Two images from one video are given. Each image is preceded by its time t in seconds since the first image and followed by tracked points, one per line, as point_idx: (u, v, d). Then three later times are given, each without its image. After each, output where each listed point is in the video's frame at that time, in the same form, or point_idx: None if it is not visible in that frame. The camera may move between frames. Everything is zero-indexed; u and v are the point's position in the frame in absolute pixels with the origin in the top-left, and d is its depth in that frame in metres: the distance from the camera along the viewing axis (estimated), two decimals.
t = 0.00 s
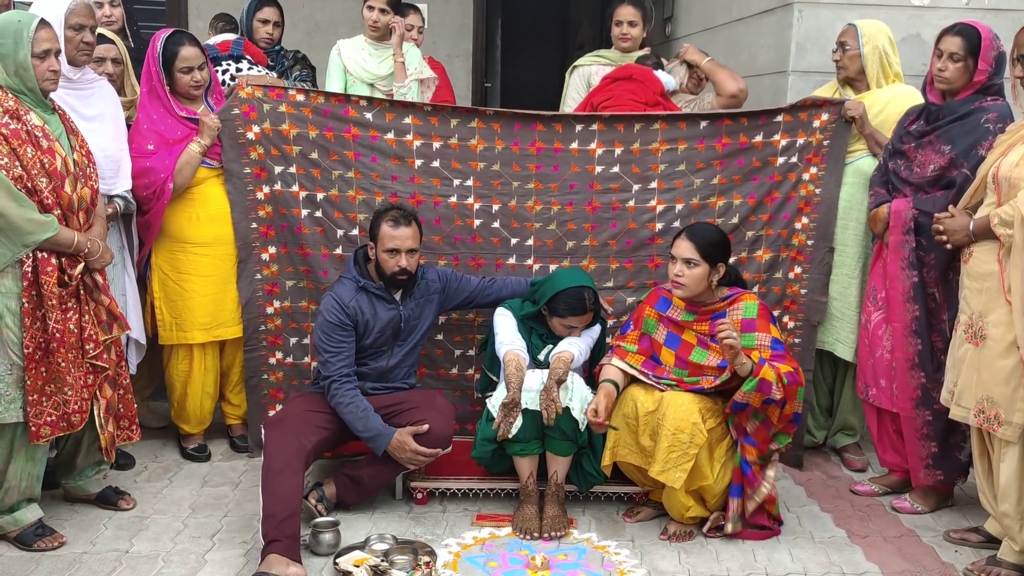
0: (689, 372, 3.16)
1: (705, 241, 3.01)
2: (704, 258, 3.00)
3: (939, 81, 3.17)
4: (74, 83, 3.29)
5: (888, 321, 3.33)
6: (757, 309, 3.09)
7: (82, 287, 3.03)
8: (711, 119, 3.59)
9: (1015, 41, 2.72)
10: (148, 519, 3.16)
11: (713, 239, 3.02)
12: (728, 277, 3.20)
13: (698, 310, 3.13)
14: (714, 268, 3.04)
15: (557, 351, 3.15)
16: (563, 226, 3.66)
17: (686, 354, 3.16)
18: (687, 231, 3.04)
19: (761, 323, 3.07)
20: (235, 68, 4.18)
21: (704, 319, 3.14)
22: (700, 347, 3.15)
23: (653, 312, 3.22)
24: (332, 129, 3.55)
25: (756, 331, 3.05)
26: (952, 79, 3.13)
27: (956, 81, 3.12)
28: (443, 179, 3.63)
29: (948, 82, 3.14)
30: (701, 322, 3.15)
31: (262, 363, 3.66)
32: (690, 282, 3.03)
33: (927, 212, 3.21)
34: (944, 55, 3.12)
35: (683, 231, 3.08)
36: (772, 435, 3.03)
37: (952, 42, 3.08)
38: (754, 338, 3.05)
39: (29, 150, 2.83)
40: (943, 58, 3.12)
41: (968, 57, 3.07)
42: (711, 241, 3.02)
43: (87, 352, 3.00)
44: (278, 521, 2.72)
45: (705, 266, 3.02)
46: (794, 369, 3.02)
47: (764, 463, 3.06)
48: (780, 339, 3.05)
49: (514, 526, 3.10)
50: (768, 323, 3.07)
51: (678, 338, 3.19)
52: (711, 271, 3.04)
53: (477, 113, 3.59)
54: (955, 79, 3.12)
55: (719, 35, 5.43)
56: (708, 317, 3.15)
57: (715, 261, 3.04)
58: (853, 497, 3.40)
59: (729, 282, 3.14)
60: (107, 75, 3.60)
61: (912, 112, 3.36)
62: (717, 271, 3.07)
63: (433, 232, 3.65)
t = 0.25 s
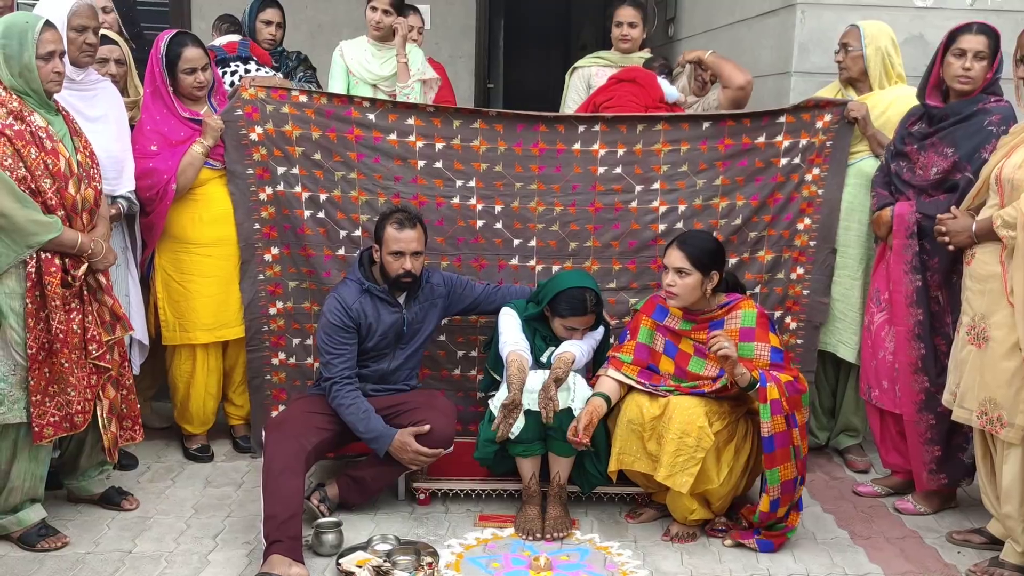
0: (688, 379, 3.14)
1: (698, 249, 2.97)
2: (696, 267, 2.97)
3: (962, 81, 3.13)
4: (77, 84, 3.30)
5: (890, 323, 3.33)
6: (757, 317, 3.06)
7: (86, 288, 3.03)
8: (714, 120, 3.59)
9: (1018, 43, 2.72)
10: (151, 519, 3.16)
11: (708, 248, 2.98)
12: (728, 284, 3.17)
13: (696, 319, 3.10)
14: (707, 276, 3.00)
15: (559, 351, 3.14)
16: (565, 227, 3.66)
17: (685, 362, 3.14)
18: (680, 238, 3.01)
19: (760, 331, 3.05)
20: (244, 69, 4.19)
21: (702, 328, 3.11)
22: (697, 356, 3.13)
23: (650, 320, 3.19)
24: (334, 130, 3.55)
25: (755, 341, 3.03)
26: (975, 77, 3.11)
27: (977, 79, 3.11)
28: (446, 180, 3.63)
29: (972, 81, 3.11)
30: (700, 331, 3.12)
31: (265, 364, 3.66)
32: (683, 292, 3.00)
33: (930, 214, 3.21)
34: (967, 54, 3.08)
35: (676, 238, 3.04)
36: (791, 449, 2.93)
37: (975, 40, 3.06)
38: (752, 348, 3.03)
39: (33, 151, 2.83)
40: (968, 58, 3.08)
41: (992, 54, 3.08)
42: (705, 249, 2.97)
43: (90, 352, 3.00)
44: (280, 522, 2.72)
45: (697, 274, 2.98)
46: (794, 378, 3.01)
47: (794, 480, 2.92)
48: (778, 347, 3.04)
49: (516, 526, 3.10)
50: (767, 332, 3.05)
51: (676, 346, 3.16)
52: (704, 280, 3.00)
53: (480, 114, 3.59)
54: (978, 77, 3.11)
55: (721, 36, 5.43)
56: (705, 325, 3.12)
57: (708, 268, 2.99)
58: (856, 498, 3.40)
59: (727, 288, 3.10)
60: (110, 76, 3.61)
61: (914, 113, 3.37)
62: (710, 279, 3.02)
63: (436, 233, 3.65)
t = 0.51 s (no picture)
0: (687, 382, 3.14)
1: (688, 258, 2.97)
2: (679, 278, 2.97)
3: (972, 88, 3.10)
4: (80, 84, 3.30)
5: (893, 324, 3.33)
6: (757, 323, 3.05)
7: (88, 289, 3.04)
8: (716, 121, 3.59)
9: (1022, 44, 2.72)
10: (154, 520, 3.17)
11: (701, 258, 2.97)
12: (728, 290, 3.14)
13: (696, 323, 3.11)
14: (692, 286, 2.98)
15: (561, 352, 3.14)
16: (568, 228, 3.66)
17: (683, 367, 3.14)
18: (671, 247, 3.01)
19: (759, 341, 3.02)
20: (253, 69, 4.19)
21: (702, 333, 3.13)
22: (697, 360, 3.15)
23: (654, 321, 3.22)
24: (337, 131, 3.56)
25: (752, 349, 3.02)
26: (986, 83, 3.08)
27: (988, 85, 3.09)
28: (449, 181, 3.63)
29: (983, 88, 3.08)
30: (701, 335, 3.13)
31: (267, 364, 3.67)
32: (671, 301, 3.02)
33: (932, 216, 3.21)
34: (981, 61, 3.05)
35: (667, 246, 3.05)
36: (783, 467, 2.94)
37: (988, 47, 3.02)
38: (749, 356, 3.02)
39: (35, 151, 2.84)
40: (981, 65, 3.05)
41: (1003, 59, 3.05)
42: (694, 259, 2.97)
43: (93, 353, 3.01)
44: (282, 522, 2.72)
45: (683, 285, 2.98)
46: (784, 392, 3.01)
47: (788, 499, 2.93)
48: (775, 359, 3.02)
49: (519, 527, 3.10)
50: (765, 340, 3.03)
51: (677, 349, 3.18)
52: (690, 290, 2.99)
53: (483, 115, 3.59)
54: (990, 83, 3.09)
55: (724, 37, 5.43)
56: (706, 330, 3.13)
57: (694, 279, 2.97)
58: (858, 499, 3.40)
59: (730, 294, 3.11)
60: (113, 77, 3.61)
61: (916, 112, 3.33)
62: (698, 290, 2.99)
63: (439, 233, 3.65)
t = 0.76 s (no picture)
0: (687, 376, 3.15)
1: (692, 263, 2.94)
2: (679, 283, 2.95)
3: (971, 92, 3.08)
4: (84, 85, 3.31)
5: (895, 323, 3.33)
6: (746, 319, 3.01)
7: (91, 289, 3.04)
8: (719, 121, 3.59)
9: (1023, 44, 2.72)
10: (157, 519, 3.17)
11: (703, 263, 2.95)
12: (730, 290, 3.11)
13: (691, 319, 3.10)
14: (693, 292, 2.97)
15: (564, 353, 3.14)
16: (571, 227, 3.66)
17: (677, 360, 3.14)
18: (673, 252, 2.99)
19: (739, 335, 2.99)
20: (260, 69, 4.20)
21: (695, 328, 3.11)
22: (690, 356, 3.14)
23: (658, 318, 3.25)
24: (340, 131, 3.56)
25: (727, 340, 2.99)
26: (983, 90, 3.07)
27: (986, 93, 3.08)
28: (452, 181, 3.63)
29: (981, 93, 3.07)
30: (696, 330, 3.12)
31: (270, 364, 3.67)
32: (671, 304, 3.02)
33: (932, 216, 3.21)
34: (977, 67, 3.03)
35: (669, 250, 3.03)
36: (743, 467, 2.91)
37: (985, 53, 3.00)
38: (722, 345, 2.99)
39: (38, 152, 2.84)
40: (978, 70, 3.03)
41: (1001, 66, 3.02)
42: (695, 266, 2.94)
43: (96, 352, 3.01)
44: (285, 522, 2.73)
45: (684, 291, 2.97)
46: (732, 388, 2.93)
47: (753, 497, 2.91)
48: (743, 356, 2.96)
49: (521, 526, 3.11)
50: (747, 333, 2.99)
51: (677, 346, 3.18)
52: (692, 295, 2.98)
53: (485, 115, 3.60)
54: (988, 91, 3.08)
55: (726, 36, 5.43)
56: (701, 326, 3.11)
57: (694, 286, 2.96)
58: (861, 499, 3.40)
59: (730, 293, 3.10)
60: (116, 77, 3.62)
61: (920, 112, 3.32)
62: (699, 295, 2.98)
63: (441, 233, 3.65)
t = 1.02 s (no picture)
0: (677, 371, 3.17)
1: (690, 260, 2.93)
2: (672, 279, 2.94)
3: (955, 85, 3.14)
4: (87, 85, 3.30)
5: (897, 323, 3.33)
6: (722, 316, 2.98)
7: (93, 288, 3.04)
8: (721, 120, 3.59)
9: None
10: (159, 519, 3.17)
11: (698, 260, 2.93)
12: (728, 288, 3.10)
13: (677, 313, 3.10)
14: (684, 290, 2.95)
15: (570, 353, 3.14)
16: (573, 226, 3.66)
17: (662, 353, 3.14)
18: (670, 246, 2.98)
19: (710, 329, 2.96)
20: (260, 69, 4.21)
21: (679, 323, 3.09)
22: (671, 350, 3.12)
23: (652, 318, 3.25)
24: (342, 130, 3.56)
25: (697, 332, 2.96)
26: (969, 84, 3.11)
27: (976, 87, 3.12)
28: (454, 180, 3.63)
29: (964, 86, 3.12)
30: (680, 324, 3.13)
31: (272, 364, 3.67)
32: (661, 299, 3.00)
33: (932, 214, 3.21)
34: (959, 60, 3.09)
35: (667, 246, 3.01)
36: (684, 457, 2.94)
37: (967, 46, 3.06)
38: (689, 335, 2.97)
39: (40, 152, 2.84)
40: (959, 63, 3.09)
41: (983, 60, 3.05)
42: (690, 265, 2.92)
43: (98, 352, 3.01)
44: (287, 521, 2.73)
45: (674, 286, 2.95)
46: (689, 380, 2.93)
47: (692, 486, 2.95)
48: (709, 351, 2.93)
49: (524, 526, 3.11)
50: (718, 329, 2.96)
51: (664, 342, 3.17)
52: (682, 292, 2.96)
53: (487, 114, 3.60)
54: (977, 86, 3.12)
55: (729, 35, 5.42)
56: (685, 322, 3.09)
57: (685, 282, 2.94)
58: (863, 498, 3.40)
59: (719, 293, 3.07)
60: (119, 77, 3.62)
61: (926, 111, 3.33)
62: (690, 293, 2.97)
63: (444, 232, 3.66)
